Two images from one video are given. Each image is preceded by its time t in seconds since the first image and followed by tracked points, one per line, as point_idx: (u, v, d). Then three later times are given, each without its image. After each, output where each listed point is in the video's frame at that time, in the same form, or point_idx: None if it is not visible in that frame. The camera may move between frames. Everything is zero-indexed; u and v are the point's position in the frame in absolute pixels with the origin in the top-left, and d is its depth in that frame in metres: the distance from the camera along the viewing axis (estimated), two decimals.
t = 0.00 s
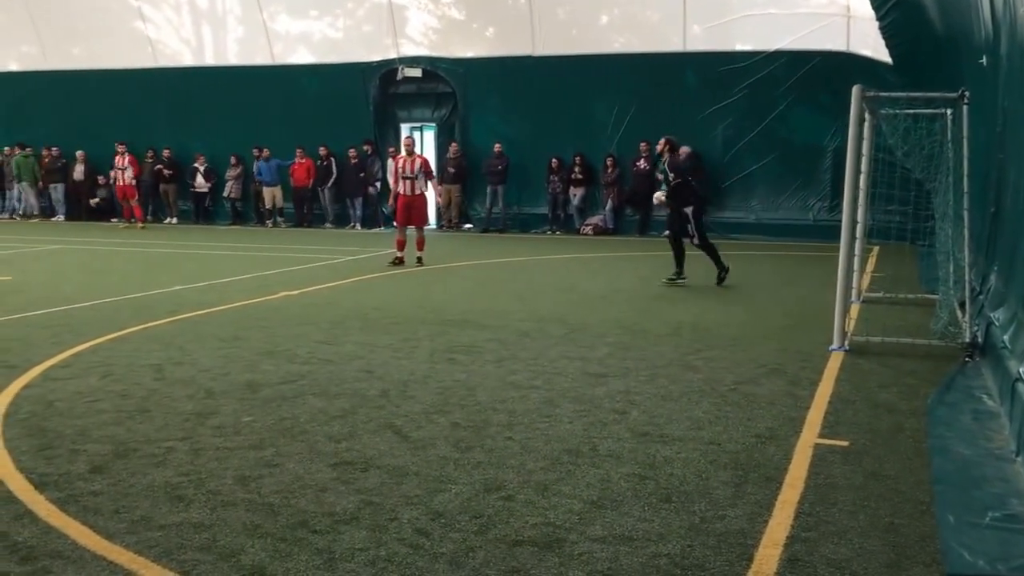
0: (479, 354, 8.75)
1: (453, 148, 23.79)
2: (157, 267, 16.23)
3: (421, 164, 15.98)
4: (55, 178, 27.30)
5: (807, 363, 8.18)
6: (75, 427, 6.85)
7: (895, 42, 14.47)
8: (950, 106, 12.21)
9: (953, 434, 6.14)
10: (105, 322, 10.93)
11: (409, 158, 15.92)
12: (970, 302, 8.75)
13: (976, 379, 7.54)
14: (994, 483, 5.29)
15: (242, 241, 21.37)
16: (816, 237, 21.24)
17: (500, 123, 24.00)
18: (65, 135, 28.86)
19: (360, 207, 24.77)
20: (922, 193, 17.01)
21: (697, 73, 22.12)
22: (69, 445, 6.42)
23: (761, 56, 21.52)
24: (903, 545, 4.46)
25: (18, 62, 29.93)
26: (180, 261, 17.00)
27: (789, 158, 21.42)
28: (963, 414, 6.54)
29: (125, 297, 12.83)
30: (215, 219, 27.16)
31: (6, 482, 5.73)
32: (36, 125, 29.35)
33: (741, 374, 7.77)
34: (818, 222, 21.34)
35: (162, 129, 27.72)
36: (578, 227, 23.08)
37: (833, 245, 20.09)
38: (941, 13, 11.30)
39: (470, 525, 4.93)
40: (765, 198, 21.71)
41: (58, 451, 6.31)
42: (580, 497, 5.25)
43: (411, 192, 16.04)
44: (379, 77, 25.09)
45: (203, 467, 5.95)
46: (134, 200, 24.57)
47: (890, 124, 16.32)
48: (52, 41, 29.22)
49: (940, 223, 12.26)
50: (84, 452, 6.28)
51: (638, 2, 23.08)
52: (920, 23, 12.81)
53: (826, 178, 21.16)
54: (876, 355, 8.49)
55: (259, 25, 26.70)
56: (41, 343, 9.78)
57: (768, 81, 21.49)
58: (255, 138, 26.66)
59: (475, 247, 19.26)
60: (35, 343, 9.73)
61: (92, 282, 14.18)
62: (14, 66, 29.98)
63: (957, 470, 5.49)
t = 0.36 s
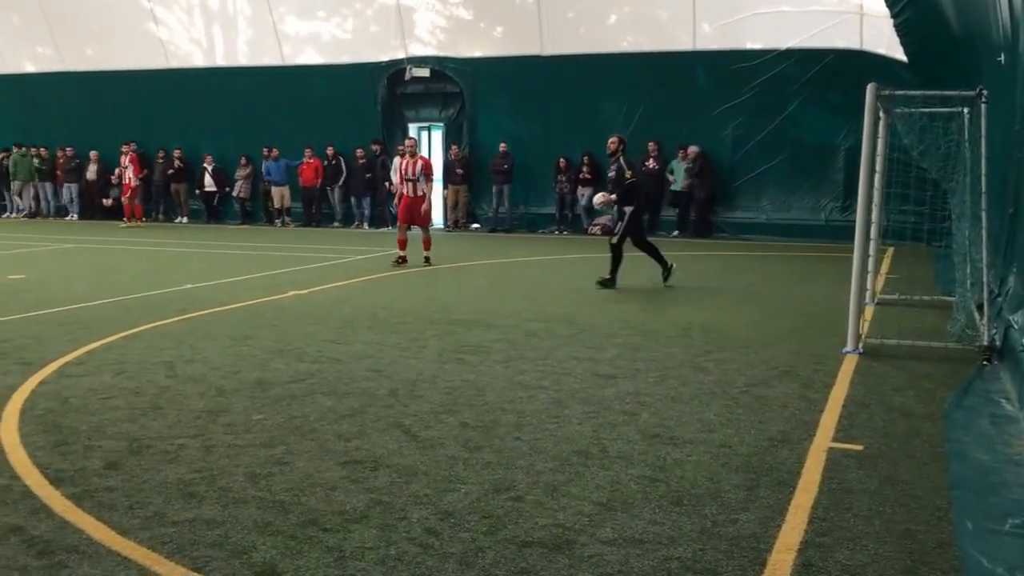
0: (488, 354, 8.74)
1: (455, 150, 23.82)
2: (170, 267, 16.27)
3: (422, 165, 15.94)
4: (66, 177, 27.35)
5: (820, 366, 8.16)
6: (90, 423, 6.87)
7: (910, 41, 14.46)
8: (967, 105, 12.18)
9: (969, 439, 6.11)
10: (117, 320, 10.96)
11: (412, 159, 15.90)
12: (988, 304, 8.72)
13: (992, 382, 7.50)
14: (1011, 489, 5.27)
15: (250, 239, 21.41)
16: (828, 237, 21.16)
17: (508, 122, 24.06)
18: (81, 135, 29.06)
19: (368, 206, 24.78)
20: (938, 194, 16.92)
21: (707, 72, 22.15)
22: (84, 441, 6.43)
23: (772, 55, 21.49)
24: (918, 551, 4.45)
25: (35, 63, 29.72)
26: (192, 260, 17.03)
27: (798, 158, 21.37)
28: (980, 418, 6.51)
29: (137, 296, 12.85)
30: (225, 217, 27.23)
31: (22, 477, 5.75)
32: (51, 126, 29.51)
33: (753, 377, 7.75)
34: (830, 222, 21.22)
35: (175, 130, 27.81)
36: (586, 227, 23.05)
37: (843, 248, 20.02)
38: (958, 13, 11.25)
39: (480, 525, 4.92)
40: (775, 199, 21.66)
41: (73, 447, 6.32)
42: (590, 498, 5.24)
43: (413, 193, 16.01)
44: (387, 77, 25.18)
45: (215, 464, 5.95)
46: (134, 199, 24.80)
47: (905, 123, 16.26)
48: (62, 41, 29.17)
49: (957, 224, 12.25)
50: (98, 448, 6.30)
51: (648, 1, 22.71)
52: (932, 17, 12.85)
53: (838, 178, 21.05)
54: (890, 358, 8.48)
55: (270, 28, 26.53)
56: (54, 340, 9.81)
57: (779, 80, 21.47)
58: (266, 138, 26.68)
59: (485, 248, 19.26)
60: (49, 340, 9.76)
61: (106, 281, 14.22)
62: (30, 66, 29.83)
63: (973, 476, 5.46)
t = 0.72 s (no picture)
0: (517, 355, 8.73)
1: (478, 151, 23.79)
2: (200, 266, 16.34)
3: (433, 164, 15.98)
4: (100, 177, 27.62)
5: (854, 371, 8.08)
6: (123, 419, 6.92)
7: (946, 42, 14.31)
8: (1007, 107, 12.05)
9: (1009, 446, 6.03)
10: (149, 318, 11.03)
11: (422, 159, 15.89)
12: None
13: None
14: None
15: (280, 238, 21.55)
16: (861, 239, 21.00)
17: (538, 123, 24.03)
18: (114, 134, 29.32)
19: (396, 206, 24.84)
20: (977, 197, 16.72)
21: (739, 73, 21.98)
22: (118, 438, 6.48)
23: (807, 54, 21.31)
24: (956, 560, 4.39)
25: (69, 64, 30.09)
26: (223, 259, 17.11)
27: (832, 158, 21.20)
28: (1020, 426, 6.42)
29: (169, 294, 12.94)
30: (256, 217, 27.38)
31: (57, 471, 5.82)
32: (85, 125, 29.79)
33: (785, 381, 7.68)
34: (864, 224, 21.06)
35: (207, 129, 27.98)
36: (615, 227, 23.00)
37: (876, 250, 19.84)
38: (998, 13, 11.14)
39: (509, 526, 4.91)
40: (808, 200, 21.52)
41: (107, 443, 6.37)
42: (620, 502, 5.22)
43: (424, 193, 15.99)
44: (416, 77, 25.22)
45: (246, 462, 5.97)
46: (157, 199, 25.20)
47: (943, 124, 16.09)
48: (99, 44, 29.46)
49: (995, 227, 12.11)
50: (132, 444, 6.35)
51: (679, 1, 22.78)
52: (972, 15, 12.65)
53: (873, 179, 20.87)
54: (927, 363, 8.38)
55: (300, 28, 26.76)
56: (89, 337, 9.90)
57: (811, 81, 21.28)
58: (296, 138, 26.82)
59: (515, 249, 19.26)
60: (83, 338, 9.85)
61: (139, 279, 14.33)
62: (65, 67, 30.16)
63: (1012, 484, 5.39)
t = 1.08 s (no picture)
0: (576, 358, 8.70)
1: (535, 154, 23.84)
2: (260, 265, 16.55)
3: (471, 170, 15.83)
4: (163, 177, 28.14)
5: (921, 378, 7.91)
6: (187, 416, 7.03)
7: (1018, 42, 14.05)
8: None
9: None
10: (212, 317, 11.19)
11: (461, 164, 15.77)
12: None
13: None
14: None
15: (339, 239, 21.77)
16: (928, 244, 20.58)
17: (598, 124, 23.94)
18: (178, 135, 29.81)
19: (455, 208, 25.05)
20: None
21: (804, 74, 21.70)
22: (181, 434, 6.58)
23: (877, 54, 20.95)
24: None
25: (136, 67, 30.63)
26: (283, 259, 17.32)
27: (901, 160, 20.83)
28: None
29: (231, 293, 13.12)
30: (315, 217, 27.64)
31: (123, 466, 5.92)
32: (150, 125, 30.31)
33: (850, 388, 7.55)
34: (932, 228, 20.63)
35: (268, 129, 28.32)
36: (675, 230, 22.84)
37: (943, 256, 19.46)
38: None
39: (569, 530, 4.88)
40: (874, 204, 21.15)
41: (171, 439, 6.47)
42: (680, 507, 5.16)
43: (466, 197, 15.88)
44: (477, 78, 25.19)
45: (307, 460, 6.02)
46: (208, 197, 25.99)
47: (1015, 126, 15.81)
48: (164, 46, 29.99)
49: None
50: (195, 440, 6.44)
51: (742, 2, 22.56)
52: None
53: (942, 183, 20.47)
54: (997, 372, 8.18)
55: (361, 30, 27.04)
56: (153, 335, 10.07)
57: (879, 81, 20.94)
58: (355, 138, 27.03)
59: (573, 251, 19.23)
60: (147, 335, 10.01)
61: (201, 278, 14.55)
62: (132, 70, 30.70)
63: None
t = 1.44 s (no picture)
0: (683, 364, 8.57)
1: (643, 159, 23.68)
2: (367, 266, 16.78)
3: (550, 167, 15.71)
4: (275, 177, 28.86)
5: None
6: (297, 414, 7.15)
7: None
8: None
9: None
10: (321, 317, 11.39)
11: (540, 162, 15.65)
12: None
13: None
14: None
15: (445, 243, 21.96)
16: None
17: (707, 128, 23.70)
18: (291, 136, 30.54)
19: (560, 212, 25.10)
20: None
21: (923, 76, 21.05)
22: (291, 431, 6.70)
23: (1000, 56, 20.25)
24: None
25: (249, 69, 31.20)
26: (389, 261, 17.55)
27: None
28: None
29: (340, 293, 13.35)
30: (422, 221, 27.86)
31: (235, 462, 6.05)
32: (263, 127, 31.10)
33: (971, 400, 7.24)
34: None
35: (378, 130, 28.81)
36: (786, 236, 22.34)
37: None
38: None
39: (676, 537, 4.79)
40: (997, 211, 20.35)
41: (282, 436, 6.60)
42: (791, 517, 5.01)
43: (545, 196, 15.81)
44: (585, 80, 25.22)
45: (414, 460, 6.06)
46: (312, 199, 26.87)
47: None
48: (276, 49, 30.49)
49: None
50: (305, 438, 6.55)
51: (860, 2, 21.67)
52: None
53: None
54: None
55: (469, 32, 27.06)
56: (265, 333, 10.30)
57: (1004, 83, 20.23)
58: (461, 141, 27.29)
59: (679, 256, 19.02)
60: (259, 334, 10.25)
61: (309, 278, 14.85)
62: (245, 72, 31.29)
63: None
